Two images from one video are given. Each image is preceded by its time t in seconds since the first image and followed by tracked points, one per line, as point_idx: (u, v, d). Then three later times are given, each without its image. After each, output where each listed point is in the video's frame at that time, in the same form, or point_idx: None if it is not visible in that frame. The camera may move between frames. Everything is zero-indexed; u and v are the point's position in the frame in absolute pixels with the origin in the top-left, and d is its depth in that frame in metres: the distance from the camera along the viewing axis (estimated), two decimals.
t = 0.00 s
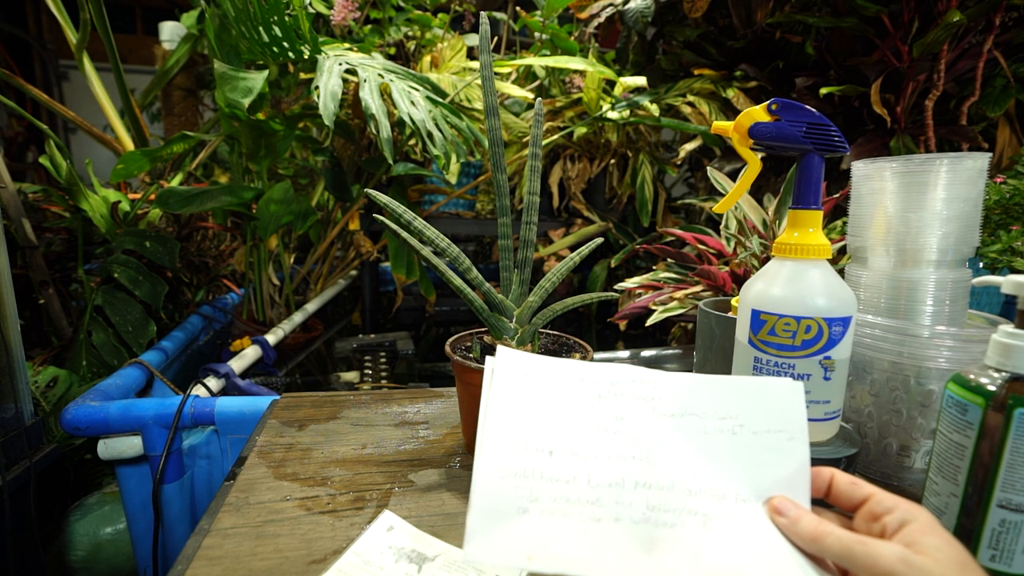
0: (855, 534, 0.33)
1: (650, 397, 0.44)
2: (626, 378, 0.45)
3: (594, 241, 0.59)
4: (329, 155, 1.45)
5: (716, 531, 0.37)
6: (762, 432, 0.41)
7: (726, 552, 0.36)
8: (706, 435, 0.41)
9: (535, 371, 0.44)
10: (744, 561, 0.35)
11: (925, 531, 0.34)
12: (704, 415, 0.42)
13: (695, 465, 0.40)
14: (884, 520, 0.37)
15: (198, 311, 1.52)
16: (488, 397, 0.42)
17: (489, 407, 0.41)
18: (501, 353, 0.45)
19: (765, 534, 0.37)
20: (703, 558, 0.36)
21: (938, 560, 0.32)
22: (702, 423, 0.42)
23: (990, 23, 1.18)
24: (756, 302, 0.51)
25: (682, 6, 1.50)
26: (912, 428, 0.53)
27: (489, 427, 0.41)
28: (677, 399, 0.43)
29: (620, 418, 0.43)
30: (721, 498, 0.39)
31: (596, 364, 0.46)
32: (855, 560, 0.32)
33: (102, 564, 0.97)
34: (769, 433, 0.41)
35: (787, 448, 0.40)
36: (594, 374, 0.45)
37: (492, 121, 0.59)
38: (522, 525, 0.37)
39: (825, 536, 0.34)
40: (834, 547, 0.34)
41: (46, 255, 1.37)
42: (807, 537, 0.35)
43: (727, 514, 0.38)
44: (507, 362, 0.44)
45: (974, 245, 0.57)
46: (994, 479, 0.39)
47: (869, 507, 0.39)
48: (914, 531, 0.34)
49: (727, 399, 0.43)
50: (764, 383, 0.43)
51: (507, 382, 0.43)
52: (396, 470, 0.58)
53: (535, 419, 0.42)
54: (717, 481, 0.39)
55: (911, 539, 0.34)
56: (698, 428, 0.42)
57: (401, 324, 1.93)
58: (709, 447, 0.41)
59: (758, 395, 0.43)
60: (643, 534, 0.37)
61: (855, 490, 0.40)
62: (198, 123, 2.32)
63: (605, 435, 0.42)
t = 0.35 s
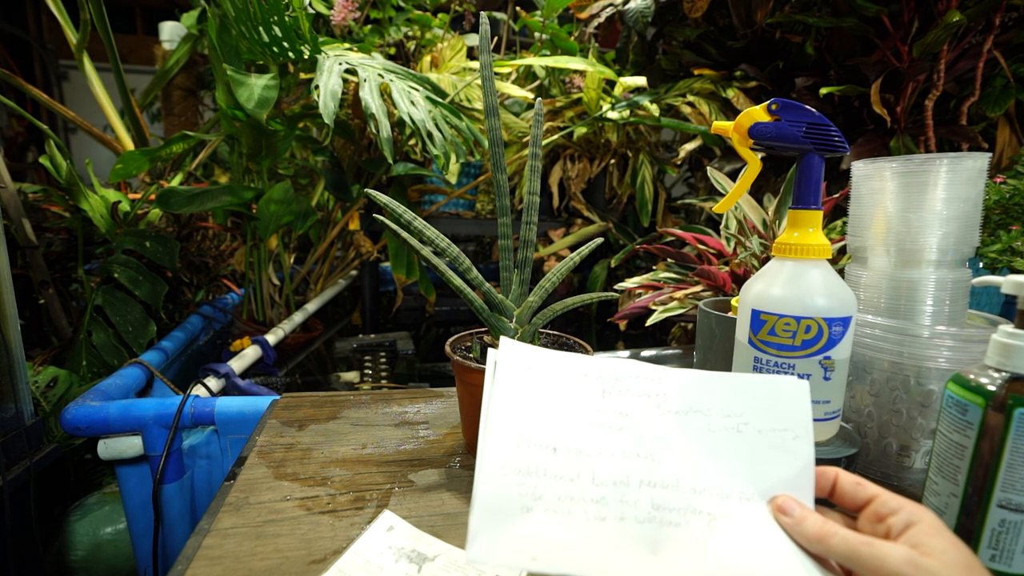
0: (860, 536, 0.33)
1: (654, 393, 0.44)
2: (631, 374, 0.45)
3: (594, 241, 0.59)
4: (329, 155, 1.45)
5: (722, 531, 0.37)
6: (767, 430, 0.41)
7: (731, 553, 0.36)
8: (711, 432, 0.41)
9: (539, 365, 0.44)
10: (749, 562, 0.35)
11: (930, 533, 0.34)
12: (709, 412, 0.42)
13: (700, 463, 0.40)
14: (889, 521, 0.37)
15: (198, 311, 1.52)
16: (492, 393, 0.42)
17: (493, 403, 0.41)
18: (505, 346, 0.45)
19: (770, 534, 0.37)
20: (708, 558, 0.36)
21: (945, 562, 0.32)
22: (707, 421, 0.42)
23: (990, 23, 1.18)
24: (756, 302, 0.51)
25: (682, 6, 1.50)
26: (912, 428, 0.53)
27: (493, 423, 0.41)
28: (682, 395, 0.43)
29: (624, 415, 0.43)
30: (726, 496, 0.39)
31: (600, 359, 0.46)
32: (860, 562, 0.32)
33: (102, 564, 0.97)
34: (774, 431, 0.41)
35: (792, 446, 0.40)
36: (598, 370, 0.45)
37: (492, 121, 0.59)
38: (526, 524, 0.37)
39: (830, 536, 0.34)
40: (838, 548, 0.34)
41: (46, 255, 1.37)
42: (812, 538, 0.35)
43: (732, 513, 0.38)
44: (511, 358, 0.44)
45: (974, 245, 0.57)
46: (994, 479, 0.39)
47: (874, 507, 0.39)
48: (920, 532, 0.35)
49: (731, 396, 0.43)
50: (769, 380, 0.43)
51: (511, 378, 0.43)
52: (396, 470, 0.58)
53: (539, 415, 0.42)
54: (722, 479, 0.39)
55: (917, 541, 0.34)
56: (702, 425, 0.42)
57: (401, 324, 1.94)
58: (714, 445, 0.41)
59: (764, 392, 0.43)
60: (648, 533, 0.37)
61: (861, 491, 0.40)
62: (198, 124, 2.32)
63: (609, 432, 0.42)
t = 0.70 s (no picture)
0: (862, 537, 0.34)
1: (649, 399, 0.44)
2: (625, 379, 0.45)
3: (594, 242, 0.59)
4: (329, 155, 1.45)
5: (726, 536, 0.37)
6: (764, 430, 0.41)
7: (736, 558, 0.36)
8: (709, 435, 0.42)
9: (531, 374, 0.44)
10: (753, 567, 0.35)
11: (932, 535, 0.34)
12: (705, 414, 0.43)
13: (699, 467, 0.40)
14: (890, 522, 0.37)
15: (198, 311, 1.52)
16: (485, 405, 0.42)
17: (488, 416, 0.40)
18: (495, 356, 0.45)
19: (774, 535, 0.37)
20: (715, 563, 0.36)
21: (947, 564, 0.32)
22: (704, 423, 0.42)
23: (990, 23, 1.18)
24: (756, 302, 0.51)
25: (682, 6, 1.50)
26: (912, 428, 0.53)
27: (488, 438, 0.40)
28: (677, 399, 0.43)
29: (620, 422, 0.42)
30: (728, 499, 0.39)
31: (593, 365, 0.46)
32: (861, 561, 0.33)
33: (102, 564, 0.98)
34: (772, 430, 0.41)
35: (790, 446, 0.40)
36: (592, 376, 0.45)
37: (492, 121, 0.59)
38: (528, 540, 0.36)
39: (833, 537, 0.34)
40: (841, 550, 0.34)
41: (46, 255, 1.37)
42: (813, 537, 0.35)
43: (735, 517, 0.38)
44: (503, 368, 0.44)
45: (974, 244, 0.57)
46: (994, 479, 0.39)
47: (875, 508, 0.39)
48: (921, 534, 0.35)
49: (728, 398, 0.43)
50: (764, 381, 0.43)
51: (504, 389, 0.43)
52: (396, 471, 0.58)
53: (534, 427, 0.41)
54: (722, 482, 0.40)
55: (918, 542, 0.34)
56: (700, 428, 0.42)
57: (401, 324, 1.94)
58: (712, 447, 0.41)
59: (759, 393, 0.43)
60: (651, 541, 0.37)
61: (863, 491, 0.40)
62: (198, 124, 2.32)
63: (607, 440, 0.41)
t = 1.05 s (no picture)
0: (864, 535, 0.34)
1: (654, 393, 0.44)
2: (629, 373, 0.45)
3: (594, 241, 0.59)
4: (329, 155, 1.45)
5: (727, 532, 0.37)
6: (768, 426, 0.41)
7: (737, 554, 0.36)
8: (712, 430, 0.42)
9: (536, 367, 0.44)
10: (753, 563, 0.35)
11: (933, 535, 0.34)
12: (709, 409, 0.43)
13: (702, 462, 0.40)
14: (892, 521, 0.37)
15: (198, 311, 1.52)
16: (489, 396, 0.42)
17: (492, 408, 0.41)
18: (500, 348, 0.45)
19: (775, 531, 0.37)
20: (714, 558, 0.36)
21: (950, 564, 0.32)
22: (707, 418, 0.42)
23: (990, 23, 1.18)
24: (756, 302, 0.51)
25: (682, 6, 1.50)
26: (912, 428, 0.53)
27: (491, 429, 0.40)
28: (681, 393, 0.43)
29: (624, 415, 0.43)
30: (729, 494, 0.39)
31: (599, 358, 0.46)
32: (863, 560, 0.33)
33: (102, 564, 0.97)
34: (776, 426, 0.41)
35: (794, 442, 0.40)
36: (597, 369, 0.45)
37: (492, 121, 0.59)
38: (528, 532, 0.37)
39: (834, 536, 0.34)
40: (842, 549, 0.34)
41: (46, 255, 1.37)
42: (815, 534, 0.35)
43: (736, 512, 0.38)
44: (508, 360, 0.44)
45: (974, 245, 0.57)
46: (994, 479, 0.39)
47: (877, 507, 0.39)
48: (922, 534, 0.35)
49: (732, 393, 0.43)
50: (768, 376, 0.43)
51: (509, 381, 0.43)
52: (396, 471, 0.58)
53: (538, 420, 0.42)
54: (724, 477, 0.40)
55: (920, 541, 0.34)
56: (704, 423, 0.42)
57: (401, 324, 1.94)
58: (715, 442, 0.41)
59: (764, 388, 0.43)
60: (652, 535, 0.37)
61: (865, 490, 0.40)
62: (198, 124, 2.32)
63: (609, 433, 0.42)
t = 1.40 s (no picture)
0: (863, 534, 0.33)
1: (650, 392, 0.44)
2: (627, 374, 0.45)
3: (594, 241, 0.59)
4: (329, 155, 1.45)
5: (721, 527, 0.37)
6: (765, 425, 0.41)
7: (729, 549, 0.36)
8: (708, 429, 0.41)
9: (536, 371, 0.44)
10: (745, 559, 0.35)
11: (932, 535, 0.34)
12: (706, 408, 0.43)
13: (698, 459, 0.40)
14: (891, 521, 0.37)
15: (198, 311, 1.52)
16: (487, 396, 0.43)
17: (489, 406, 0.41)
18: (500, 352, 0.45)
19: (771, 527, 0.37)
20: (705, 552, 0.36)
21: (948, 564, 0.32)
22: (704, 417, 0.42)
23: (990, 23, 1.18)
24: (756, 302, 0.51)
25: (683, 6, 1.50)
26: (912, 427, 0.54)
27: (488, 426, 0.41)
28: (677, 393, 0.44)
29: (621, 414, 0.43)
30: (725, 491, 0.39)
31: (597, 360, 0.46)
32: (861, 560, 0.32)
33: (103, 564, 0.98)
34: (773, 426, 0.41)
35: (792, 440, 0.40)
36: (595, 370, 0.45)
37: (492, 121, 0.59)
38: (521, 524, 0.37)
39: (833, 535, 0.34)
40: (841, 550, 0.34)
41: (47, 255, 1.37)
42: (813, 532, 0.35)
43: (730, 508, 0.38)
44: (507, 362, 0.44)
45: (974, 245, 0.57)
46: (994, 479, 0.39)
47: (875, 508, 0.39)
48: (921, 534, 0.35)
49: (730, 394, 0.43)
50: (767, 376, 0.43)
51: (507, 381, 0.43)
52: (396, 470, 0.58)
53: (534, 418, 0.42)
54: (720, 475, 0.40)
55: (919, 541, 0.34)
56: (700, 422, 0.42)
57: (401, 324, 1.94)
58: (712, 441, 0.41)
59: (762, 388, 0.43)
60: (644, 529, 0.37)
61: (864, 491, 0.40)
62: (198, 124, 2.32)
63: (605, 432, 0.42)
